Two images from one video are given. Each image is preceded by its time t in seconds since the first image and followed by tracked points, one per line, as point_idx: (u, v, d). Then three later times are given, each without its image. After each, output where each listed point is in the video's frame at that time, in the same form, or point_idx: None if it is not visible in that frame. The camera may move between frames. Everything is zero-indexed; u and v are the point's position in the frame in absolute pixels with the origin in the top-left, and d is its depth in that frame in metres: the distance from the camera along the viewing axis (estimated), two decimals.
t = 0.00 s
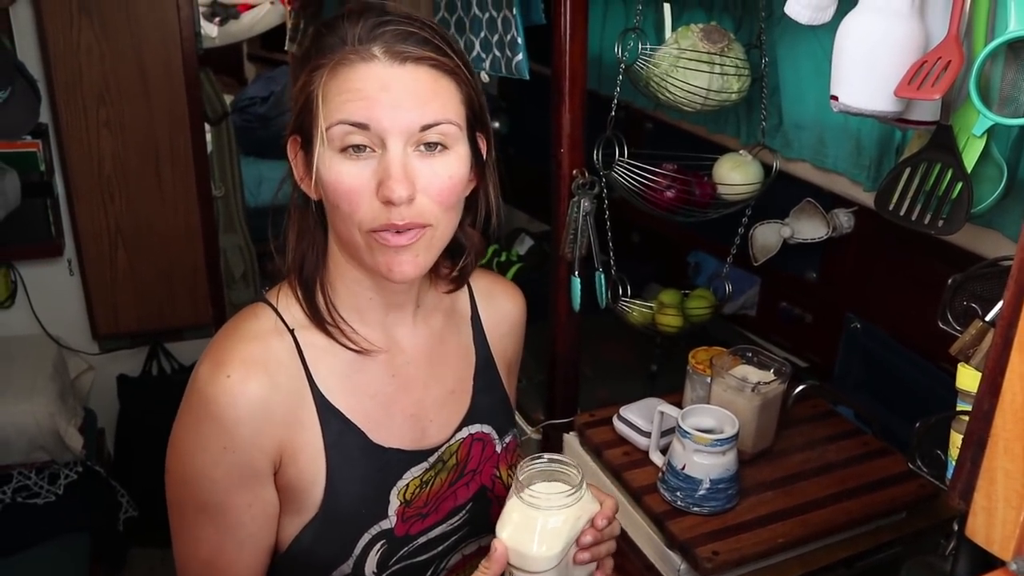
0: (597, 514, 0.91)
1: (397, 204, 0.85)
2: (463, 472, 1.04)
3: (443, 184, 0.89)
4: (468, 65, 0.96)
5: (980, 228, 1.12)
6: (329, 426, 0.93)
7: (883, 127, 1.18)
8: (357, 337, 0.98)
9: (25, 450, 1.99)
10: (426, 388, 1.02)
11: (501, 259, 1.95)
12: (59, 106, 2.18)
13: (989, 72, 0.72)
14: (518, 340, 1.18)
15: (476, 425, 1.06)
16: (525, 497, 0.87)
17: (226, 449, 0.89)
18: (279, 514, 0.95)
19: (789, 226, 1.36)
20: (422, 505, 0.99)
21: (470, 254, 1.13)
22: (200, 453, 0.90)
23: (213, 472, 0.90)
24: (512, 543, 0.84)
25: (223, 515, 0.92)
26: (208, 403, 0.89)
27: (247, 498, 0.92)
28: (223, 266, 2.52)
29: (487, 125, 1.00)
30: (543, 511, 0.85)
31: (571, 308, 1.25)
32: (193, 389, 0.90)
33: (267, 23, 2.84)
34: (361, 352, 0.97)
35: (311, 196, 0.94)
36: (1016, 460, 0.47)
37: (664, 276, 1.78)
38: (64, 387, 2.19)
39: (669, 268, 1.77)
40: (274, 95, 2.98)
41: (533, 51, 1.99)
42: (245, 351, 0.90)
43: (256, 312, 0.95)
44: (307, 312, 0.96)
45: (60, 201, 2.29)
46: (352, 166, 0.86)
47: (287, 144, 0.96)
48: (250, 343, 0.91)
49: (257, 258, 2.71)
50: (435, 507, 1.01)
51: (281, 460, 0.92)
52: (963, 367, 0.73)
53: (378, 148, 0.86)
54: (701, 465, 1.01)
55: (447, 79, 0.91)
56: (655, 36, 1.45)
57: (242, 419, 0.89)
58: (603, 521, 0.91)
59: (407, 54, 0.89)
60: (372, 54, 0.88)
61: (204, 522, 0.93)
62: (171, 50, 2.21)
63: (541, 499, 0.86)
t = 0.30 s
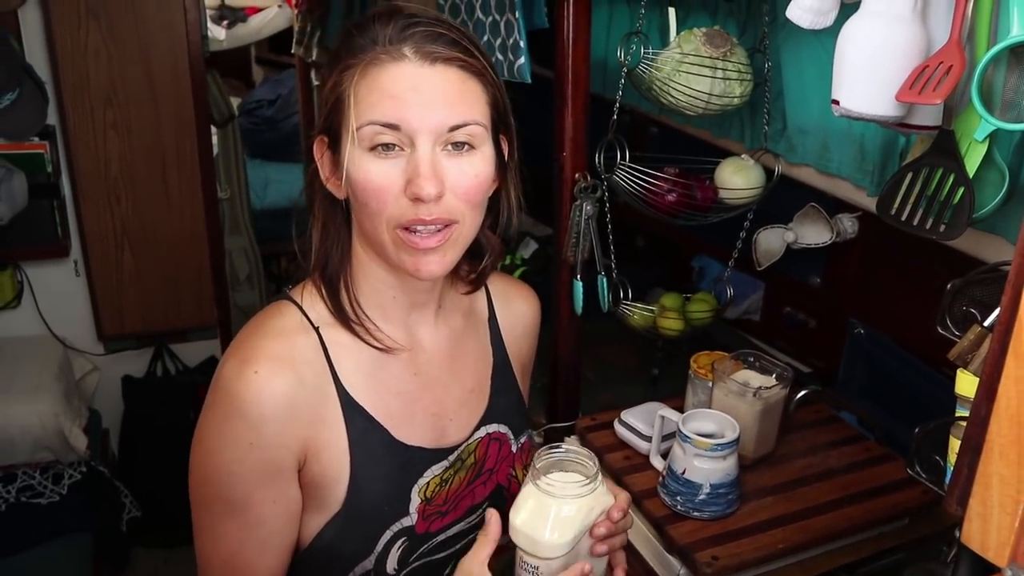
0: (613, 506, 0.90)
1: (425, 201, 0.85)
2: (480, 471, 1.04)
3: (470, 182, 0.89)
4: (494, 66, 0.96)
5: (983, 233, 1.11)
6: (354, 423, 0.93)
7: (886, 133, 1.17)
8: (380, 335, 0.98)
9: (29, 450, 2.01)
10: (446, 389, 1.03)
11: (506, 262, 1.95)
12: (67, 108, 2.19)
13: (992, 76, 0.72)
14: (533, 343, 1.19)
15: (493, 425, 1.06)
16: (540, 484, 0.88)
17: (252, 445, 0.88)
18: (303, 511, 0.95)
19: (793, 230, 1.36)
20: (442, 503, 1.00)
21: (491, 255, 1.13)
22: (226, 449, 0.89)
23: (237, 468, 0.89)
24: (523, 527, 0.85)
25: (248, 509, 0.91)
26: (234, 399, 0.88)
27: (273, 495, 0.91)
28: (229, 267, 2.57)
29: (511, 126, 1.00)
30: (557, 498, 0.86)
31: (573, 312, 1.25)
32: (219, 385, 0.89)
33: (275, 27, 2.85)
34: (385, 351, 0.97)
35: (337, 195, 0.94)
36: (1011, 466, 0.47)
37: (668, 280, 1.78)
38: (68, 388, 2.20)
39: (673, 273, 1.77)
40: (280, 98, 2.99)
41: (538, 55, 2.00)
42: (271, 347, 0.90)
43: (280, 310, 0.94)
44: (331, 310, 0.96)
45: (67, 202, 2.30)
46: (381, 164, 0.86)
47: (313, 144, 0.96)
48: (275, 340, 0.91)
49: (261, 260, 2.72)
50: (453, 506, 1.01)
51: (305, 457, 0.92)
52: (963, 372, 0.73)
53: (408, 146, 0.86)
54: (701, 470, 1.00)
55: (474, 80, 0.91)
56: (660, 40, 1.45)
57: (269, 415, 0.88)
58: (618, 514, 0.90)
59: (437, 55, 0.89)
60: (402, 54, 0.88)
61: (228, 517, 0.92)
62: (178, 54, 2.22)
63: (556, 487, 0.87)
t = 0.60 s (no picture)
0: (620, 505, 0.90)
1: (438, 203, 0.85)
2: (495, 466, 1.05)
3: (480, 183, 0.89)
4: (501, 66, 0.96)
5: (984, 234, 1.10)
6: (373, 422, 0.93)
7: (887, 134, 1.17)
8: (395, 336, 0.98)
9: (30, 451, 2.01)
10: (461, 384, 1.03)
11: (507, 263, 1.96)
12: (68, 109, 2.19)
13: (992, 78, 0.72)
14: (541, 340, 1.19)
15: (505, 420, 1.06)
16: (541, 485, 0.87)
17: (278, 448, 0.88)
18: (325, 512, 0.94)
19: (794, 232, 1.36)
20: (460, 499, 1.01)
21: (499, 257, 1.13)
22: (251, 454, 0.88)
23: (263, 473, 0.88)
24: (524, 528, 0.85)
25: (273, 513, 0.90)
26: (260, 404, 0.87)
27: (300, 497, 0.90)
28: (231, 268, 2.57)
29: (518, 126, 1.00)
30: (559, 497, 0.86)
31: (573, 313, 1.26)
32: (241, 390, 0.89)
33: (276, 29, 2.85)
34: (399, 351, 0.97)
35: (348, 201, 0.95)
36: (1011, 468, 0.47)
37: (669, 282, 1.78)
38: (70, 389, 2.21)
39: (674, 275, 1.77)
40: (282, 100, 3.00)
41: (540, 56, 2.00)
42: (293, 351, 0.89)
43: (297, 314, 0.94)
44: (346, 312, 0.96)
45: (69, 203, 2.30)
46: (392, 167, 0.86)
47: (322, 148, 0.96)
48: (296, 344, 0.90)
49: (262, 262, 2.73)
50: (470, 501, 1.02)
51: (327, 459, 0.92)
52: (963, 374, 0.73)
53: (418, 148, 0.86)
54: (702, 472, 1.00)
55: (481, 80, 0.92)
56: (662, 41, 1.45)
57: (293, 418, 0.88)
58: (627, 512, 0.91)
59: (444, 56, 0.89)
60: (409, 56, 0.88)
61: (251, 520, 0.91)
62: (179, 55, 2.23)
63: (557, 487, 0.87)
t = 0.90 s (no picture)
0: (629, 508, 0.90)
1: (441, 199, 0.85)
2: (502, 471, 1.06)
3: (483, 179, 0.89)
4: (499, 63, 0.96)
5: (986, 237, 1.10)
6: (382, 427, 0.93)
7: (890, 136, 1.17)
8: (404, 340, 0.98)
9: (33, 451, 2.02)
10: (470, 390, 1.03)
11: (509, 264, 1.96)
12: (71, 110, 2.19)
13: (996, 81, 0.72)
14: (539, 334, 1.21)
15: (511, 424, 1.07)
16: (550, 479, 0.87)
17: (287, 454, 0.87)
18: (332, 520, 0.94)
19: (797, 234, 1.36)
20: (468, 505, 1.01)
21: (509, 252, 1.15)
22: (260, 461, 0.87)
23: (272, 480, 0.88)
24: (533, 524, 0.86)
25: (281, 521, 0.89)
26: (269, 409, 0.86)
27: (308, 505, 0.90)
28: (232, 271, 2.53)
29: (521, 124, 1.00)
30: (568, 493, 0.86)
31: (576, 314, 1.26)
32: (249, 395, 0.88)
33: (278, 30, 2.90)
34: (408, 355, 0.97)
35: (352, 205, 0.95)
36: (1019, 470, 0.47)
37: (671, 283, 1.80)
38: (72, 390, 2.21)
39: (676, 276, 1.78)
40: (284, 101, 3.01)
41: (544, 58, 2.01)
42: (301, 355, 0.89)
43: (304, 319, 0.93)
44: (354, 315, 0.96)
45: (72, 204, 2.30)
46: (395, 166, 0.86)
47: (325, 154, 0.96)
48: (304, 348, 0.90)
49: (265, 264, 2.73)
50: (478, 507, 1.03)
51: (336, 465, 0.91)
52: (967, 377, 0.73)
53: (419, 146, 0.86)
54: (705, 474, 1.00)
55: (479, 74, 0.92)
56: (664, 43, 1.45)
57: (303, 423, 0.87)
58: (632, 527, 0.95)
59: (440, 51, 0.90)
60: (404, 53, 0.89)
61: (257, 527, 0.90)
62: (181, 56, 2.23)
63: (566, 481, 0.87)
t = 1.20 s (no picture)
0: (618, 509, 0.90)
1: (428, 206, 0.85)
2: (495, 484, 1.05)
3: (475, 184, 0.89)
4: (496, 66, 0.96)
5: (990, 237, 1.11)
6: (372, 432, 0.93)
7: (895, 136, 1.17)
8: (399, 343, 0.98)
9: (37, 452, 2.03)
10: (465, 398, 1.03)
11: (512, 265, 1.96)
12: (76, 111, 2.20)
13: (1001, 81, 0.72)
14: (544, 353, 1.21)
15: (508, 438, 1.06)
16: (540, 486, 0.87)
17: (274, 451, 0.87)
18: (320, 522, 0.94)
19: (801, 234, 1.37)
20: (456, 517, 1.00)
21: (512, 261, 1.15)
22: (246, 456, 0.87)
23: (259, 477, 0.88)
24: (521, 529, 0.86)
25: (268, 520, 0.90)
26: (256, 405, 0.86)
27: (295, 505, 0.90)
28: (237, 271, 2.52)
29: (520, 127, 1.00)
30: (559, 500, 0.85)
31: (580, 315, 1.26)
32: (237, 391, 0.88)
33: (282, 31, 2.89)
34: (403, 359, 0.97)
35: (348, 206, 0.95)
36: None
37: (676, 284, 1.79)
38: (76, 390, 2.21)
39: (681, 277, 1.78)
40: (288, 102, 3.01)
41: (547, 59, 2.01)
42: (292, 353, 0.89)
43: (298, 317, 0.93)
44: (350, 317, 0.96)
45: (77, 205, 2.31)
46: (384, 170, 0.86)
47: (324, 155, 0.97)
48: (295, 345, 0.90)
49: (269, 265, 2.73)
50: (467, 519, 1.02)
51: (325, 465, 0.91)
52: (973, 377, 0.73)
53: (409, 151, 0.86)
54: (709, 475, 1.00)
55: (472, 79, 0.91)
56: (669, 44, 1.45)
57: (292, 420, 0.87)
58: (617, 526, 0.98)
59: (432, 57, 0.89)
60: (396, 58, 0.89)
61: (244, 526, 0.90)
62: (185, 57, 2.24)
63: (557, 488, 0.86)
